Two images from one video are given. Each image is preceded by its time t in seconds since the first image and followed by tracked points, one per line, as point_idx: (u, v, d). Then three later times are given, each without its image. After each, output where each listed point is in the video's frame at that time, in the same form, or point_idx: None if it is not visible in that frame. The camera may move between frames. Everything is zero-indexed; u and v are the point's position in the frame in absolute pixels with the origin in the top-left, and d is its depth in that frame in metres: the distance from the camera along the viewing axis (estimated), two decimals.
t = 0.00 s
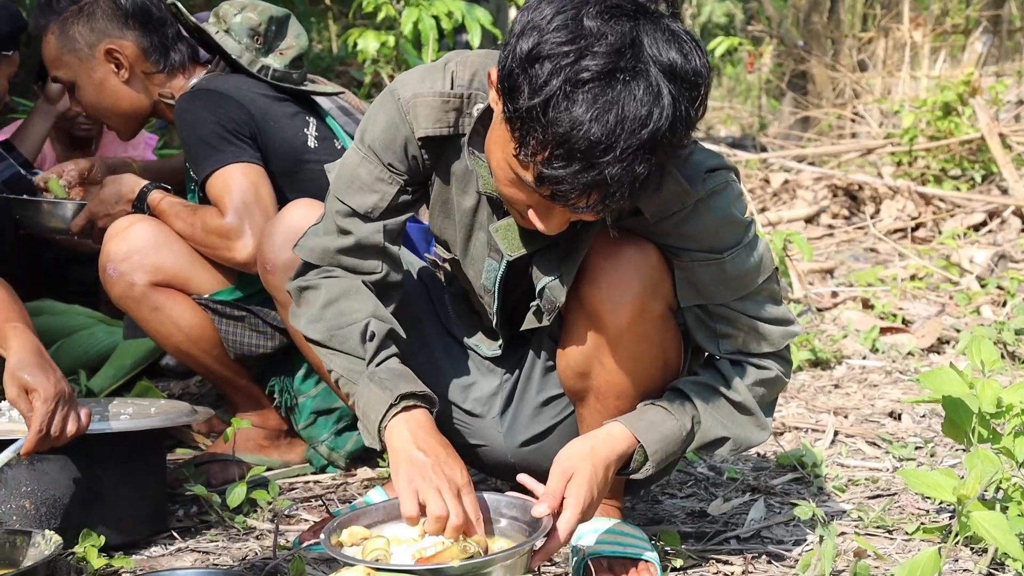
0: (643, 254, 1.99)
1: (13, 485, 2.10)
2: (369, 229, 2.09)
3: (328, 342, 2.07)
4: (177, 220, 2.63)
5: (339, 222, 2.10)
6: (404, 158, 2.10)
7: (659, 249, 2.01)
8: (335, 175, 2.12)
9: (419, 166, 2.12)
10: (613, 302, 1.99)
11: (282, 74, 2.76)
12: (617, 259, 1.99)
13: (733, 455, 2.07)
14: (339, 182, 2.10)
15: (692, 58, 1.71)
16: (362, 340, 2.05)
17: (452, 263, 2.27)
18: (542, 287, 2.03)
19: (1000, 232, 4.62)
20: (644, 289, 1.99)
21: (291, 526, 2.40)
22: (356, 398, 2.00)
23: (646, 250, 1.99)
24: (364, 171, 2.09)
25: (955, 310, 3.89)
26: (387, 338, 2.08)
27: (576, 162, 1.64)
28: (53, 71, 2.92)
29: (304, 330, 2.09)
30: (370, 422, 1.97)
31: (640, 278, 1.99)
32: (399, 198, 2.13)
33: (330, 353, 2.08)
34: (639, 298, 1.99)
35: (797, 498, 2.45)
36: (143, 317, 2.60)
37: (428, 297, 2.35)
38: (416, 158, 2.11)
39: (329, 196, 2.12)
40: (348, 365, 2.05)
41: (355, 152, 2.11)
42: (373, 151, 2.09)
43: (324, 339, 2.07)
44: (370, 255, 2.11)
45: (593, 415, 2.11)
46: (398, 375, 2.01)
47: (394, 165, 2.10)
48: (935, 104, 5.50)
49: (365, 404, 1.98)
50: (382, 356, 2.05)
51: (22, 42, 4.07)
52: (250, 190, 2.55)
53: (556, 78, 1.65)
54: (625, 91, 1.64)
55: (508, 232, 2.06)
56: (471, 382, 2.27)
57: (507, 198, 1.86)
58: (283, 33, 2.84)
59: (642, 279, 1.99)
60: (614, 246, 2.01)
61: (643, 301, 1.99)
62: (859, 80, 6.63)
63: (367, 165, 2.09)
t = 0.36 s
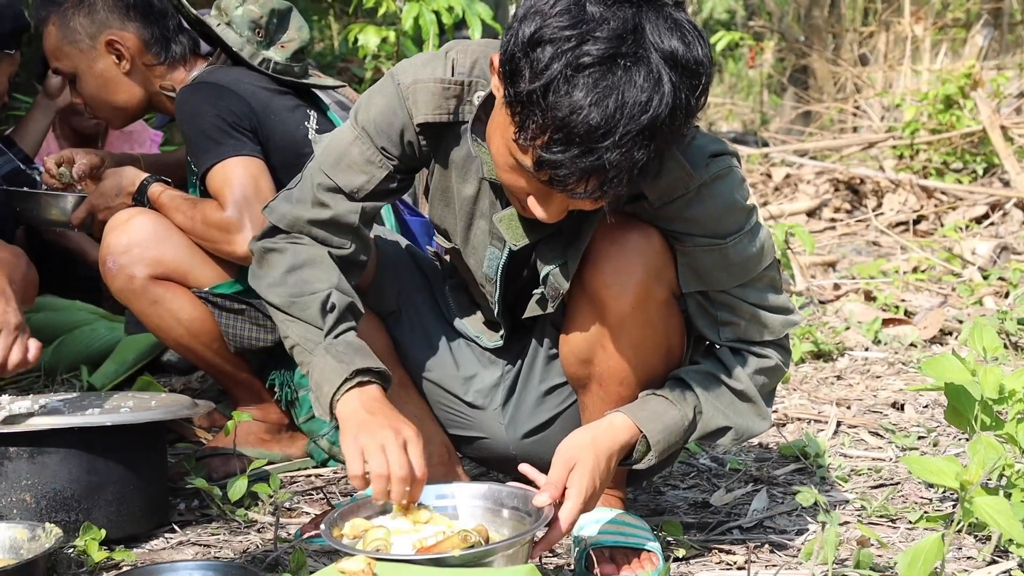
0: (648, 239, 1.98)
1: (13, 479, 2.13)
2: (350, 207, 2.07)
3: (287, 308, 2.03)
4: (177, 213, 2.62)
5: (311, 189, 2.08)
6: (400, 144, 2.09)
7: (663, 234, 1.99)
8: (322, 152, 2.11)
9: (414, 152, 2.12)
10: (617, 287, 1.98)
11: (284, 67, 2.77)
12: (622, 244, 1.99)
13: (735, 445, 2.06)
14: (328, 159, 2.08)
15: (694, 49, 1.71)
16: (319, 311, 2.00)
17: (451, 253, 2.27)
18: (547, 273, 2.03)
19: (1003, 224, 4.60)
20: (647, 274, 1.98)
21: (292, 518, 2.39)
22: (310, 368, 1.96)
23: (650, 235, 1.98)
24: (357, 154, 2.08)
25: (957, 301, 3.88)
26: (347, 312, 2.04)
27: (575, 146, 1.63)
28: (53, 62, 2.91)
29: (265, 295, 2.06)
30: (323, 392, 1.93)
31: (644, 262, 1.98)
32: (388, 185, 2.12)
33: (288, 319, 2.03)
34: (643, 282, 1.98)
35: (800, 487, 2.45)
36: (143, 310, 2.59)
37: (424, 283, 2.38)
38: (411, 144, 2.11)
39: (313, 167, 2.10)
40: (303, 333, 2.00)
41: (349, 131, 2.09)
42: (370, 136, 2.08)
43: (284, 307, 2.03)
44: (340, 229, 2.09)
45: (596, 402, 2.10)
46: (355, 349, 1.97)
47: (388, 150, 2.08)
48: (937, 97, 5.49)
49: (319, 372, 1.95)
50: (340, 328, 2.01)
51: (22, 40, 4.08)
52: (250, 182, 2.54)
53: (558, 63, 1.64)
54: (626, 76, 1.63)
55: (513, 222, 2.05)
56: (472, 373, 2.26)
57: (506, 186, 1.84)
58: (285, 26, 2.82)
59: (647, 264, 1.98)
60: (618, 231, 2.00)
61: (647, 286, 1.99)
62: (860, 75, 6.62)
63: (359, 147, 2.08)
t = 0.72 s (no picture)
0: (643, 232, 1.98)
1: (10, 485, 2.12)
2: (361, 219, 2.09)
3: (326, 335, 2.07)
4: (178, 215, 2.62)
5: (330, 210, 2.09)
6: (399, 145, 2.09)
7: (659, 229, 1.99)
8: (329, 167, 2.11)
9: (413, 153, 2.12)
10: (612, 281, 1.98)
11: (284, 69, 2.75)
12: (617, 238, 1.98)
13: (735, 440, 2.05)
14: (334, 172, 2.09)
15: (680, 18, 1.72)
16: (359, 333, 2.05)
17: (448, 252, 2.25)
18: (542, 270, 2.05)
19: (1003, 223, 4.57)
20: (643, 268, 1.98)
21: (291, 522, 2.38)
22: (357, 391, 2.02)
23: (646, 229, 1.98)
24: (361, 162, 2.08)
25: (958, 299, 3.87)
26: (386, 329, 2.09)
27: (562, 114, 1.64)
28: (52, 64, 2.94)
29: (302, 322, 2.10)
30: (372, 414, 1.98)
31: (639, 256, 1.97)
32: (398, 186, 2.13)
33: (327, 345, 2.08)
34: (638, 276, 1.98)
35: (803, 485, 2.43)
36: (143, 313, 2.58)
37: (425, 284, 2.34)
38: (410, 145, 2.11)
39: (323, 184, 2.11)
40: (347, 357, 2.05)
41: (350, 141, 2.10)
42: (369, 140, 2.08)
43: (324, 334, 2.08)
44: (361, 245, 2.11)
45: (594, 400, 2.09)
46: (400, 370, 2.03)
47: (391, 153, 2.09)
48: (936, 96, 5.48)
49: (366, 395, 2.00)
50: (382, 348, 2.06)
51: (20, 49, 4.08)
52: (253, 185, 2.54)
53: (543, 31, 1.66)
54: (611, 43, 1.64)
55: (507, 222, 2.05)
56: (472, 374, 2.25)
57: (497, 171, 1.84)
58: (284, 28, 2.83)
59: (642, 258, 1.98)
60: (613, 225, 2.00)
61: (643, 280, 1.98)
62: (858, 75, 6.61)
63: (363, 155, 2.08)
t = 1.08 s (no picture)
0: (647, 261, 1.99)
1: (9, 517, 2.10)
2: (355, 249, 2.10)
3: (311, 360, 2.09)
4: (182, 247, 2.63)
5: (326, 245, 2.12)
6: (396, 180, 2.10)
7: (661, 258, 2.01)
8: (327, 203, 2.14)
9: (411, 186, 2.13)
10: (617, 311, 1.98)
11: (286, 102, 2.78)
12: (620, 267, 1.99)
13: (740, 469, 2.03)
14: (331, 207, 2.12)
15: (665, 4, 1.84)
16: (341, 352, 2.06)
17: (447, 284, 2.25)
18: (548, 302, 2.01)
19: (1004, 255, 4.58)
20: (647, 298, 1.99)
21: (291, 555, 2.36)
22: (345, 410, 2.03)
23: (649, 258, 2.00)
24: (357, 196, 2.10)
25: (960, 331, 3.87)
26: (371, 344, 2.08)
27: (559, 79, 1.71)
28: (54, 100, 2.92)
29: (295, 351, 2.13)
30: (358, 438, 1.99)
31: (643, 286, 1.98)
32: (395, 221, 2.14)
33: (318, 372, 2.09)
34: (643, 306, 1.98)
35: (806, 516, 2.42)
36: (144, 345, 2.58)
37: (427, 316, 2.34)
38: (407, 178, 2.11)
39: (322, 220, 2.14)
40: (334, 380, 2.06)
41: (348, 175, 2.12)
42: (366, 174, 2.10)
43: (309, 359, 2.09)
44: (356, 275, 2.11)
45: (597, 431, 2.09)
46: (375, 381, 2.01)
47: (387, 186, 2.10)
48: (935, 129, 5.50)
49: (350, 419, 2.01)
50: (362, 364, 2.04)
51: (24, 86, 4.11)
52: (256, 218, 2.55)
53: (534, 13, 1.76)
54: (599, 13, 1.75)
55: (512, 252, 2.04)
56: (473, 405, 2.25)
57: (498, 181, 1.84)
58: (287, 62, 2.87)
59: (646, 287, 1.99)
60: (618, 254, 2.01)
61: (648, 310, 1.99)
62: (858, 109, 6.65)
63: (359, 189, 2.10)
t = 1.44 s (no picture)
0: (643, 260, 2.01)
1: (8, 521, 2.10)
2: (352, 242, 2.10)
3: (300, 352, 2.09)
4: (182, 250, 2.63)
5: (323, 241, 2.12)
6: (396, 176, 2.11)
7: (656, 255, 2.04)
8: (326, 202, 2.14)
9: (409, 185, 2.13)
10: (613, 310, 1.99)
11: (287, 106, 2.79)
12: (616, 265, 2.00)
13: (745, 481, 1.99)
14: (330, 204, 2.12)
15: None
16: (327, 344, 2.05)
17: (444, 285, 2.24)
18: (544, 300, 2.03)
19: (1004, 262, 4.57)
20: (643, 297, 1.99)
21: (290, 559, 2.36)
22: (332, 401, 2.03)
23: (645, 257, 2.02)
24: (356, 192, 2.11)
25: (960, 336, 3.87)
26: (359, 338, 2.07)
27: (531, 21, 1.78)
28: (54, 113, 2.92)
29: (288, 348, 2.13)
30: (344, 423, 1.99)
31: (639, 284, 1.99)
32: (393, 218, 2.15)
33: (310, 366, 2.10)
34: (639, 304, 1.99)
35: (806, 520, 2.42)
36: (143, 347, 2.58)
37: (427, 320, 2.32)
38: (404, 177, 2.12)
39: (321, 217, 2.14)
40: (322, 372, 2.06)
41: (346, 174, 2.13)
42: (364, 170, 2.11)
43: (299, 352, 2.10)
44: (352, 266, 2.10)
45: (596, 433, 2.09)
46: (360, 367, 2.01)
47: (385, 183, 2.11)
48: (934, 136, 5.51)
49: (338, 405, 2.01)
50: (348, 355, 2.04)
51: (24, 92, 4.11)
52: (256, 222, 2.55)
53: None
54: None
55: (507, 247, 2.05)
56: (472, 409, 2.25)
57: (491, 149, 1.89)
58: (288, 66, 2.88)
59: (642, 284, 1.99)
60: (614, 253, 2.02)
61: (644, 309, 2.00)
62: (857, 116, 6.66)
63: (357, 185, 2.10)
